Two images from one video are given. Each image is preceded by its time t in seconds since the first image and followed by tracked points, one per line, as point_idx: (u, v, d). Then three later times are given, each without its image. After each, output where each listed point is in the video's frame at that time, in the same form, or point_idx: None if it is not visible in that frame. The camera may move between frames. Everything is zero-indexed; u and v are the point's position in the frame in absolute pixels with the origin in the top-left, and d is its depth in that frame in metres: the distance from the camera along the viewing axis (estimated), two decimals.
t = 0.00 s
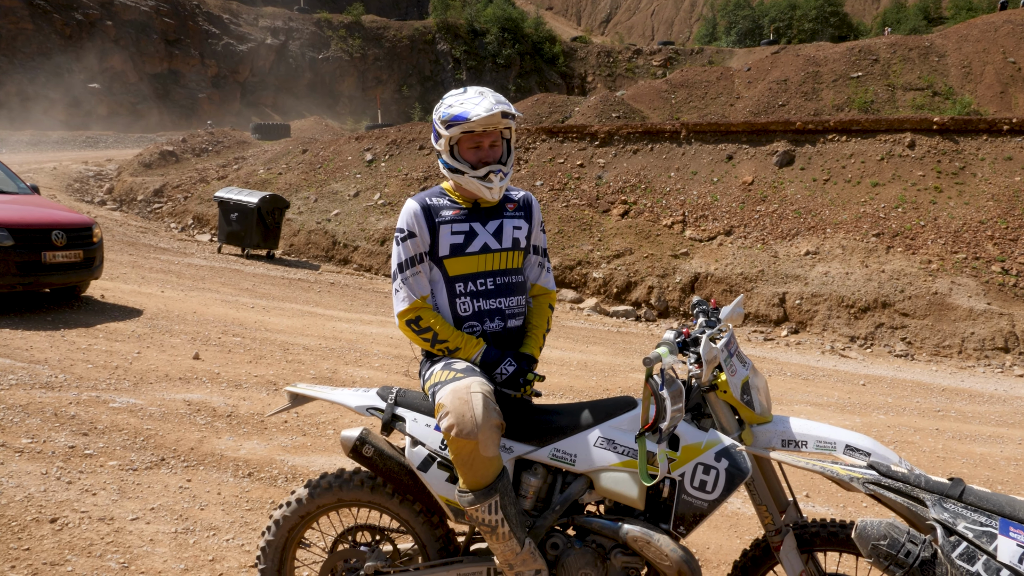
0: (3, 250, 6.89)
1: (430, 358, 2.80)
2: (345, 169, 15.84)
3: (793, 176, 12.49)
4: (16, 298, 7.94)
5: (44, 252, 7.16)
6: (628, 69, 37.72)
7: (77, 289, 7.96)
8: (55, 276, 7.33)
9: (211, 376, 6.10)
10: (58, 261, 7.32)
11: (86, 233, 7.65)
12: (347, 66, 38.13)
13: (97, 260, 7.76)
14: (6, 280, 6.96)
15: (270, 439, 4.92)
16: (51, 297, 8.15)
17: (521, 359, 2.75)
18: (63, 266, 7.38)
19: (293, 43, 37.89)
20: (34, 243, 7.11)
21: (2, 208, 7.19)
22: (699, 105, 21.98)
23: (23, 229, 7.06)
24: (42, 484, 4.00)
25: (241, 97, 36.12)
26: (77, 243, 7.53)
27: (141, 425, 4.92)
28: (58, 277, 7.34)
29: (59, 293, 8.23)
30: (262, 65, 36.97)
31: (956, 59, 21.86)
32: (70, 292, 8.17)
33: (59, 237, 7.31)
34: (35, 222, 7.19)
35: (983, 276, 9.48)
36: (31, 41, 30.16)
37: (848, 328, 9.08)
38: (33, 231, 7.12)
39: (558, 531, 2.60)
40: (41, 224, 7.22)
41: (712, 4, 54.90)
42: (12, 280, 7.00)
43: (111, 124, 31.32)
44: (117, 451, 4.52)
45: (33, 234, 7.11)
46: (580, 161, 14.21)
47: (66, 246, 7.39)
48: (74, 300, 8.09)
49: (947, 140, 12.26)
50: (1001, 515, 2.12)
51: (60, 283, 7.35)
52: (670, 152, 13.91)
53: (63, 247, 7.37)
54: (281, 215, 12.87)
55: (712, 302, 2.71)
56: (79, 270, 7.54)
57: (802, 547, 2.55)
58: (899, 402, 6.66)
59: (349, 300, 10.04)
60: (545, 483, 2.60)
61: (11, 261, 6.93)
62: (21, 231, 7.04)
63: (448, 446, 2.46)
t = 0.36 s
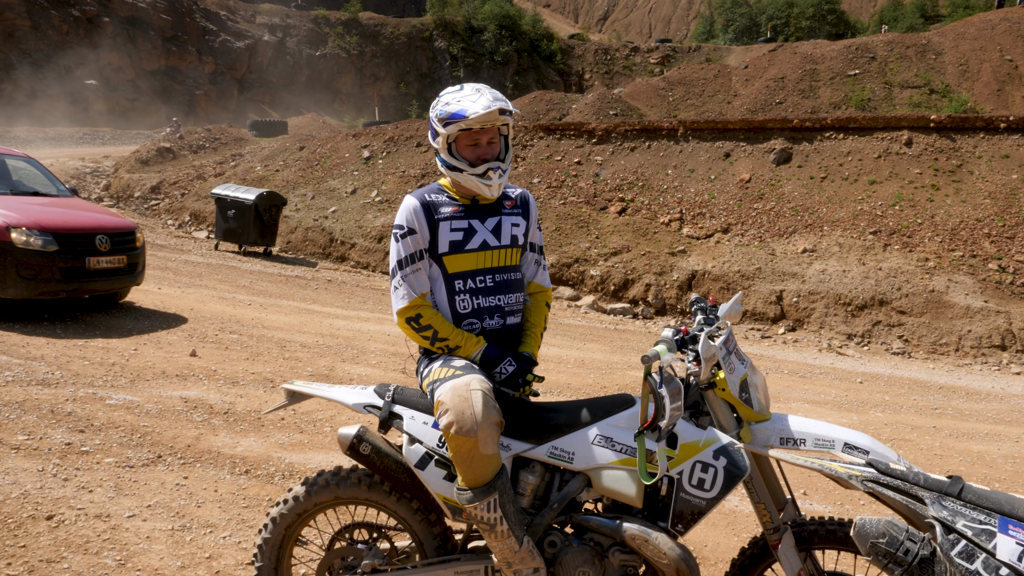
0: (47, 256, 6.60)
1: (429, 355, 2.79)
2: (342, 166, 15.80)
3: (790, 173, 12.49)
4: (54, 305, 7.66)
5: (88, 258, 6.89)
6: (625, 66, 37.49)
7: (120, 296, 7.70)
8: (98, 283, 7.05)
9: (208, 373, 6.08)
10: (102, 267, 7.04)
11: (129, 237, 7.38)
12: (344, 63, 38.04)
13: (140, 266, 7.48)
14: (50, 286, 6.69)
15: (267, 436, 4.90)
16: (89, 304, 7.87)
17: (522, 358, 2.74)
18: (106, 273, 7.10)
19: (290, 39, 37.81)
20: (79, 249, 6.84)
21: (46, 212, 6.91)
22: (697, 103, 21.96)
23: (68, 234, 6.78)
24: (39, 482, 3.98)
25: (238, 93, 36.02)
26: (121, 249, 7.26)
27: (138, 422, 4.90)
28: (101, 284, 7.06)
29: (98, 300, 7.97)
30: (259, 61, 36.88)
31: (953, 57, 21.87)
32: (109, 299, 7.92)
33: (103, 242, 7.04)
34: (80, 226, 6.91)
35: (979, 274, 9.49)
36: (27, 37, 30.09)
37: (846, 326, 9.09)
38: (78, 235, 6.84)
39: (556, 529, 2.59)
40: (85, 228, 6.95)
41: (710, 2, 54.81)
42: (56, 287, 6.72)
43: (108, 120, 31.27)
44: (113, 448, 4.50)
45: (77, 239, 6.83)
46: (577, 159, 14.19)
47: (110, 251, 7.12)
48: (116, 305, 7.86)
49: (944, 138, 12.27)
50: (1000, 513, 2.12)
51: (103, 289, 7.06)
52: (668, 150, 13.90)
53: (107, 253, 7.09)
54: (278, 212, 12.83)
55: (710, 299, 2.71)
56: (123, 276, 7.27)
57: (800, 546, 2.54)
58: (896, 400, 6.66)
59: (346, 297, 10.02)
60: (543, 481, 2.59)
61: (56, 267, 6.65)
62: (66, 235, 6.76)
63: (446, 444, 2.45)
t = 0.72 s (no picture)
0: (99, 262, 6.41)
1: (428, 353, 2.79)
2: (341, 164, 15.79)
3: (789, 173, 12.50)
4: (103, 314, 7.47)
5: (140, 264, 6.69)
6: (625, 66, 36.96)
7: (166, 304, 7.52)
8: (149, 291, 6.83)
9: (207, 371, 6.09)
10: (153, 273, 6.84)
11: (180, 243, 7.17)
12: (344, 61, 38.01)
13: (190, 273, 7.27)
14: (102, 293, 6.49)
15: (266, 434, 4.90)
16: (138, 313, 7.68)
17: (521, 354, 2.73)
18: (158, 280, 6.89)
19: (289, 38, 37.79)
20: (130, 255, 6.63)
21: (97, 216, 6.72)
22: (696, 102, 21.96)
23: (120, 239, 6.58)
24: (38, 479, 3.98)
25: (237, 91, 36.00)
26: (172, 255, 7.05)
27: (137, 420, 4.90)
28: (152, 291, 6.85)
29: (145, 310, 7.77)
30: (258, 59, 36.89)
31: (952, 57, 21.88)
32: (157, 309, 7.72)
33: (154, 248, 6.83)
34: (132, 231, 6.71)
35: (978, 274, 9.51)
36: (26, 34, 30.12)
37: (844, 326, 9.10)
38: (129, 241, 6.64)
39: (555, 527, 2.59)
40: (138, 233, 6.75)
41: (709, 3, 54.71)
42: (108, 294, 6.52)
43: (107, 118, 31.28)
44: (112, 446, 4.50)
45: (130, 244, 6.63)
46: (576, 158, 14.20)
47: (162, 257, 6.91)
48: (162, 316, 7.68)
49: (942, 138, 12.29)
50: (998, 511, 2.12)
51: (153, 297, 6.85)
52: (667, 149, 13.90)
53: (159, 259, 6.88)
54: (277, 210, 12.81)
55: (709, 299, 2.72)
56: (174, 284, 7.05)
57: (799, 543, 2.54)
58: (895, 399, 6.68)
59: (345, 295, 10.01)
60: (542, 479, 2.60)
61: (108, 273, 6.46)
62: (118, 240, 6.56)
63: (445, 441, 2.46)
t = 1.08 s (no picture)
0: (161, 272, 6.26)
1: (427, 350, 2.80)
2: (339, 162, 15.79)
3: (787, 171, 12.52)
4: (160, 325, 7.31)
5: (202, 274, 6.53)
6: (624, 63, 36.94)
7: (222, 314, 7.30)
8: (211, 301, 6.67)
9: (205, 369, 6.09)
10: (214, 283, 6.67)
11: (239, 251, 7.01)
12: (342, 58, 37.95)
13: (249, 282, 7.10)
14: (164, 305, 6.33)
15: (265, 431, 4.91)
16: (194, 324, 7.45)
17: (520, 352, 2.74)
18: (219, 290, 6.73)
19: (287, 35, 37.75)
20: (191, 264, 6.48)
21: (155, 223, 6.58)
22: (695, 101, 21.96)
23: (181, 247, 6.43)
24: (36, 476, 3.99)
25: (235, 89, 35.96)
26: (231, 263, 6.88)
27: (135, 417, 4.91)
28: (213, 302, 6.68)
29: (201, 320, 7.55)
30: (256, 57, 36.85)
31: (950, 56, 21.92)
32: (212, 320, 7.51)
33: (215, 256, 6.68)
34: (192, 239, 6.56)
35: (975, 272, 9.54)
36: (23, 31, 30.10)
37: (842, 324, 9.13)
38: (190, 250, 6.49)
39: (553, 523, 2.60)
40: (198, 241, 6.59)
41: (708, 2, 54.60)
42: (169, 305, 6.37)
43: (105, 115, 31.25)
44: (111, 442, 4.51)
45: (190, 253, 6.49)
46: (575, 156, 14.21)
47: (222, 266, 6.74)
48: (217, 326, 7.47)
49: (941, 136, 12.31)
50: (994, 507, 2.14)
51: (215, 308, 6.69)
52: (665, 147, 13.92)
53: (220, 268, 6.72)
54: (275, 208, 12.80)
55: (707, 296, 2.73)
56: (234, 294, 6.88)
57: (796, 540, 2.55)
58: (892, 397, 6.70)
59: (343, 293, 10.02)
60: (541, 476, 2.61)
61: (170, 284, 6.31)
62: (179, 249, 6.41)
63: (444, 438, 2.47)
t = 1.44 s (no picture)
0: (232, 280, 5.98)
1: (422, 346, 2.81)
2: (336, 157, 15.77)
3: (783, 168, 12.54)
4: (221, 335, 6.98)
5: (272, 282, 6.24)
6: (621, 59, 36.84)
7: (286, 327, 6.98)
8: (280, 311, 6.38)
9: (201, 365, 6.09)
10: (284, 292, 6.38)
11: (307, 258, 6.71)
12: (338, 54, 37.83)
13: (316, 290, 6.81)
14: (233, 315, 6.05)
15: (261, 426, 4.91)
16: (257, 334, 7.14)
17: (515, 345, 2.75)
18: (288, 299, 6.44)
19: (284, 30, 37.64)
20: (261, 272, 6.20)
21: (221, 228, 6.29)
22: (692, 97, 21.96)
23: (251, 255, 6.14)
24: (32, 471, 3.99)
25: (231, 84, 35.87)
26: (300, 270, 6.58)
27: (131, 412, 4.91)
28: (282, 312, 6.39)
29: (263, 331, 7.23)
30: (252, 52, 36.74)
31: (946, 53, 21.96)
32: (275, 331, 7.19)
33: (284, 263, 6.38)
34: (261, 246, 6.28)
35: (970, 269, 9.57)
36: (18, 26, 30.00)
37: (837, 320, 9.15)
38: (260, 256, 6.21)
39: (549, 517, 2.61)
40: (267, 248, 6.30)
41: None
42: (239, 316, 6.08)
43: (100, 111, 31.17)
44: (107, 438, 4.51)
45: (260, 261, 6.20)
46: (572, 152, 14.22)
47: (291, 273, 6.44)
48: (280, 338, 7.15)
49: (936, 133, 12.35)
50: (985, 500, 2.16)
51: (284, 318, 6.40)
52: (662, 144, 13.93)
53: (289, 275, 6.42)
54: (271, 203, 12.76)
55: (703, 291, 2.73)
56: (303, 303, 6.59)
57: (790, 534, 2.57)
58: (886, 393, 6.73)
59: (340, 289, 10.01)
60: (536, 471, 2.62)
61: (240, 293, 6.03)
62: (248, 256, 6.12)
63: (439, 433, 2.48)
